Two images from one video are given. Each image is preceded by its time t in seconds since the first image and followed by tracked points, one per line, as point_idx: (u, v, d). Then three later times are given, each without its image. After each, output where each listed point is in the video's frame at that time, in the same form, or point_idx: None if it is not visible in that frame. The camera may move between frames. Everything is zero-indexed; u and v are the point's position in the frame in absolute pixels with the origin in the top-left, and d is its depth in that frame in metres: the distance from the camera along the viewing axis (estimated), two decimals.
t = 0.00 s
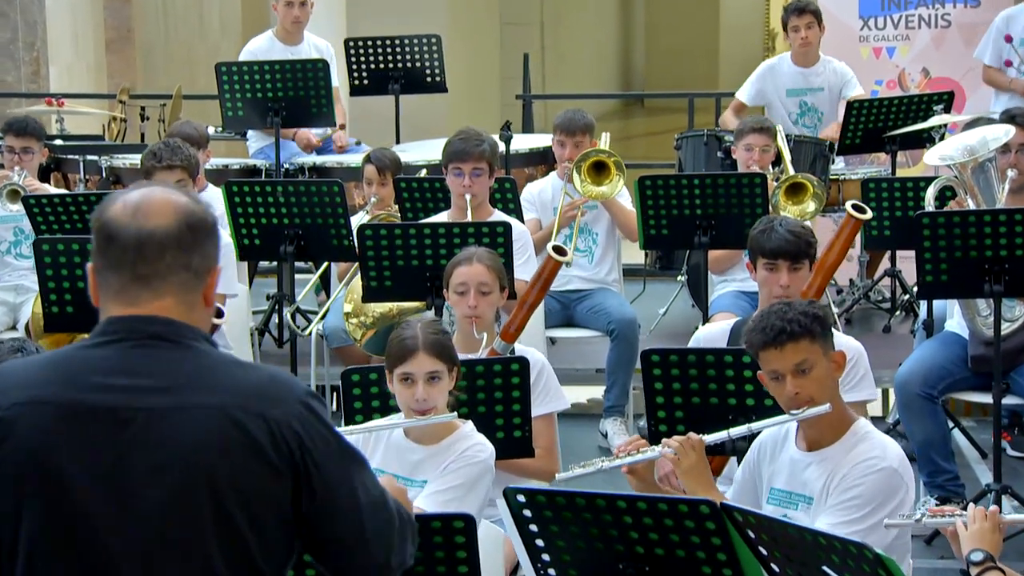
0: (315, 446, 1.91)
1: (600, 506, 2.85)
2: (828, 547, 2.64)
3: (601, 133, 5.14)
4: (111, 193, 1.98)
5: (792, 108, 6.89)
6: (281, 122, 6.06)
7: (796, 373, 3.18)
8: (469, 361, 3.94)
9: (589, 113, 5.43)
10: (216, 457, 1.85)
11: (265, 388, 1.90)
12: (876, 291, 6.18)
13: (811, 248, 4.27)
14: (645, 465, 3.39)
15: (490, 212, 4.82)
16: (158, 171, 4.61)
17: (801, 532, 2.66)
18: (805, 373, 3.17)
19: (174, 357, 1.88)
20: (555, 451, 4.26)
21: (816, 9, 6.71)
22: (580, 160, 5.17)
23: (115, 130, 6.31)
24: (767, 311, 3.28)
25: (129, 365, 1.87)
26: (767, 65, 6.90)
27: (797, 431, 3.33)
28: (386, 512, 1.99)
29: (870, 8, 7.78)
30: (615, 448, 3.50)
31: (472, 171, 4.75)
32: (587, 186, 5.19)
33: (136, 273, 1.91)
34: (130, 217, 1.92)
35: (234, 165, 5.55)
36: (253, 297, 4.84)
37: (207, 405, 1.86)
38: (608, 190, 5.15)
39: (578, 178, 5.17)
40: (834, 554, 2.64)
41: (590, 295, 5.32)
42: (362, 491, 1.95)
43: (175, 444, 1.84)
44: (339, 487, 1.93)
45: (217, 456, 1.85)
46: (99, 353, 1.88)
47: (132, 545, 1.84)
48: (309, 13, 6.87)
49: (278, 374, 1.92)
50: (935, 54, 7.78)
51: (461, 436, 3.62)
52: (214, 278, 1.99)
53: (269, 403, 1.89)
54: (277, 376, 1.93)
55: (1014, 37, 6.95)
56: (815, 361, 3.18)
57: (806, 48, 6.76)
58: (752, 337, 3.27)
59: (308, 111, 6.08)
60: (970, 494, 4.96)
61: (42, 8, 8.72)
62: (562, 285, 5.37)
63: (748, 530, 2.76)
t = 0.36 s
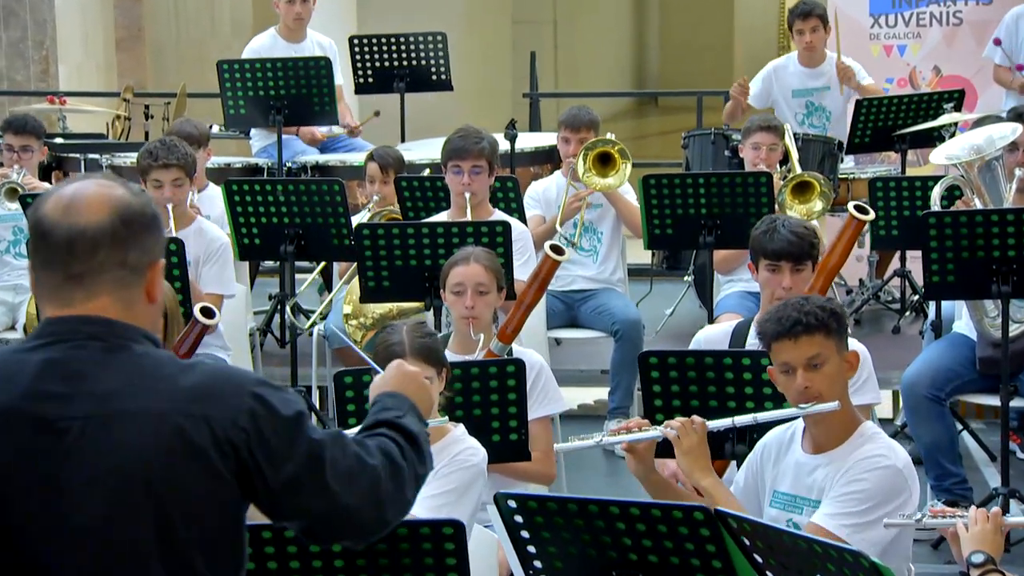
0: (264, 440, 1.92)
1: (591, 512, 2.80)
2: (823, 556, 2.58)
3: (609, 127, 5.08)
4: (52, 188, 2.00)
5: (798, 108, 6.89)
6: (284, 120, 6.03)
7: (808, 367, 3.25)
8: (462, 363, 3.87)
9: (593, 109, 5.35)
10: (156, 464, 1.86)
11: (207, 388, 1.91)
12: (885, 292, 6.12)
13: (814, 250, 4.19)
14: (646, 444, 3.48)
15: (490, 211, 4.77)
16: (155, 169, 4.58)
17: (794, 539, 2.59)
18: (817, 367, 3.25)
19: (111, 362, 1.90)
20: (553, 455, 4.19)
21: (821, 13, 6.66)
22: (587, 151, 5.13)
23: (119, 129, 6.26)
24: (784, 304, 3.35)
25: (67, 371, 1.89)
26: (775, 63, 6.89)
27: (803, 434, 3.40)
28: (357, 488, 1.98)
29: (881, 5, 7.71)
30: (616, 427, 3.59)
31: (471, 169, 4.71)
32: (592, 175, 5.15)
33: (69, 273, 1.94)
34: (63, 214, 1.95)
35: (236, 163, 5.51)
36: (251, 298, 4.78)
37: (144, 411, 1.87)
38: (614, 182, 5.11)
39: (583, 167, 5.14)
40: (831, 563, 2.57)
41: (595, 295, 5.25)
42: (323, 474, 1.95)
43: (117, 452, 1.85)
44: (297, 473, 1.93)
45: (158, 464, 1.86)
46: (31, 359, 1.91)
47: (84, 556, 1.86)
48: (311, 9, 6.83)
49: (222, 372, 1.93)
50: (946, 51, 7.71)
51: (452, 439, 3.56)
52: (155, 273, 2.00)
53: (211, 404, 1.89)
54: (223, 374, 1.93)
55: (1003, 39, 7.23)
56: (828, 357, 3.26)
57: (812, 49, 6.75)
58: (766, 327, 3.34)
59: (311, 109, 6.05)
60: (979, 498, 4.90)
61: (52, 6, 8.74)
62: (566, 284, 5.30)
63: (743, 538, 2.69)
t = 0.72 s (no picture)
0: (223, 457, 1.84)
1: (582, 518, 2.75)
2: (816, 565, 2.52)
3: (612, 123, 5.02)
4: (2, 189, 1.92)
5: (803, 111, 6.83)
6: (285, 119, 5.99)
7: (814, 365, 3.37)
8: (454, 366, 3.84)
9: (598, 107, 5.31)
10: (113, 474, 1.78)
11: (167, 397, 1.83)
12: (893, 293, 6.06)
13: (815, 250, 4.16)
14: (648, 438, 3.56)
15: (490, 211, 4.72)
16: (150, 169, 4.52)
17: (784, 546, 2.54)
18: (823, 366, 3.36)
19: (70, 366, 1.83)
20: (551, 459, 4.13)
21: (827, 10, 6.63)
22: (589, 146, 5.06)
23: (119, 128, 6.22)
24: (794, 303, 3.47)
25: (22, 377, 1.82)
26: (778, 67, 6.82)
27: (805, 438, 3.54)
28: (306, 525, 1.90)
29: (890, 3, 7.68)
30: (617, 421, 3.65)
31: (470, 168, 4.67)
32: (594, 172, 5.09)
33: (25, 278, 1.86)
34: (17, 216, 1.87)
35: (236, 162, 5.45)
36: (248, 299, 4.73)
37: (102, 419, 1.80)
38: (617, 180, 5.04)
39: (586, 164, 5.06)
40: (823, 572, 2.52)
41: (599, 295, 5.18)
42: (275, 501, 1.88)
43: (75, 458, 1.78)
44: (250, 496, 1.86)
45: (114, 475, 1.78)
46: None
47: (35, 566, 1.79)
48: (315, 8, 6.80)
49: (186, 384, 1.86)
50: (956, 50, 7.65)
51: (443, 444, 3.51)
52: (113, 275, 1.93)
53: (172, 414, 1.82)
54: (187, 386, 1.86)
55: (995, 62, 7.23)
56: (835, 356, 3.37)
57: (818, 48, 6.70)
58: (773, 324, 3.46)
59: (313, 109, 6.01)
60: (985, 502, 4.84)
61: (60, 4, 8.77)
62: (570, 286, 5.24)
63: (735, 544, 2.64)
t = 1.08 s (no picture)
0: (192, 464, 1.84)
1: (572, 524, 2.71)
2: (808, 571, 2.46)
3: (618, 122, 4.99)
4: None
5: (811, 110, 6.78)
6: (288, 118, 5.95)
7: (815, 365, 3.34)
8: (451, 368, 3.79)
9: (602, 106, 5.26)
10: (81, 483, 1.78)
11: (135, 406, 1.83)
12: (904, 294, 6.00)
13: (816, 250, 4.14)
14: (645, 439, 3.49)
15: (490, 210, 4.67)
16: (148, 168, 4.44)
17: (772, 554, 2.48)
18: (824, 366, 3.34)
19: (35, 370, 1.82)
20: (548, 462, 4.07)
21: (838, 8, 6.57)
22: (594, 146, 5.02)
23: (122, 126, 6.19)
24: (797, 302, 3.46)
25: None
26: (786, 65, 6.77)
27: (805, 442, 3.48)
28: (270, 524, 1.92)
29: (903, 1, 7.73)
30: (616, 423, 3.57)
31: (470, 167, 4.62)
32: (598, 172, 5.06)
33: None
34: None
35: (239, 161, 5.41)
36: (245, 300, 4.68)
37: (69, 427, 1.79)
38: (620, 180, 5.00)
39: (590, 164, 5.03)
40: None
41: (603, 296, 5.12)
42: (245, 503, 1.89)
43: (42, 468, 1.78)
44: (221, 502, 1.87)
45: (82, 483, 1.78)
46: None
47: None
48: (319, 6, 6.76)
49: (152, 389, 1.85)
50: (970, 48, 7.67)
51: (433, 449, 3.46)
52: (81, 274, 1.91)
53: (140, 423, 1.82)
54: (152, 390, 1.86)
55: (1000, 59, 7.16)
56: (836, 356, 3.35)
57: (826, 48, 6.65)
58: (774, 323, 3.44)
59: (317, 107, 5.97)
60: (993, 506, 4.78)
61: (71, 4, 8.95)
62: (574, 286, 5.18)
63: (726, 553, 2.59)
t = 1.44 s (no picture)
0: (155, 473, 1.78)
1: (562, 531, 2.69)
2: None
3: (622, 122, 4.95)
4: None
5: (822, 109, 6.73)
6: (292, 117, 5.92)
7: (812, 367, 3.29)
8: (445, 369, 3.74)
9: (607, 105, 5.20)
10: (33, 491, 1.73)
11: (97, 411, 1.77)
12: (915, 294, 5.93)
13: (818, 250, 4.12)
14: (640, 440, 3.40)
15: (492, 210, 4.62)
16: (145, 166, 4.37)
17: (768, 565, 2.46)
18: (821, 368, 3.28)
19: None
20: (546, 464, 4.03)
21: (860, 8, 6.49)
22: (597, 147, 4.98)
23: (128, 125, 6.15)
24: (794, 301, 3.40)
25: None
26: (795, 65, 6.73)
27: (804, 445, 3.43)
28: (241, 538, 1.86)
29: None
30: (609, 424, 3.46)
31: (471, 165, 4.57)
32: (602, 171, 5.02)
33: None
34: None
35: (243, 161, 5.36)
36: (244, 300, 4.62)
37: (22, 435, 1.74)
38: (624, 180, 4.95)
39: (594, 164, 4.99)
40: None
41: (608, 297, 5.06)
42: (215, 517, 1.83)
43: None
44: (188, 514, 1.80)
45: (34, 492, 1.73)
46: None
47: None
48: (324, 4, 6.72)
49: (116, 396, 1.79)
50: (983, 47, 7.70)
51: (425, 452, 3.42)
52: (49, 277, 1.85)
53: (99, 429, 1.76)
54: (117, 396, 1.80)
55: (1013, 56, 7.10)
56: (832, 358, 3.28)
57: (842, 48, 6.59)
58: (771, 323, 3.38)
59: (320, 106, 5.93)
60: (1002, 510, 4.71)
61: (83, 3, 8.97)
62: (579, 287, 5.13)
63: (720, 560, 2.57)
